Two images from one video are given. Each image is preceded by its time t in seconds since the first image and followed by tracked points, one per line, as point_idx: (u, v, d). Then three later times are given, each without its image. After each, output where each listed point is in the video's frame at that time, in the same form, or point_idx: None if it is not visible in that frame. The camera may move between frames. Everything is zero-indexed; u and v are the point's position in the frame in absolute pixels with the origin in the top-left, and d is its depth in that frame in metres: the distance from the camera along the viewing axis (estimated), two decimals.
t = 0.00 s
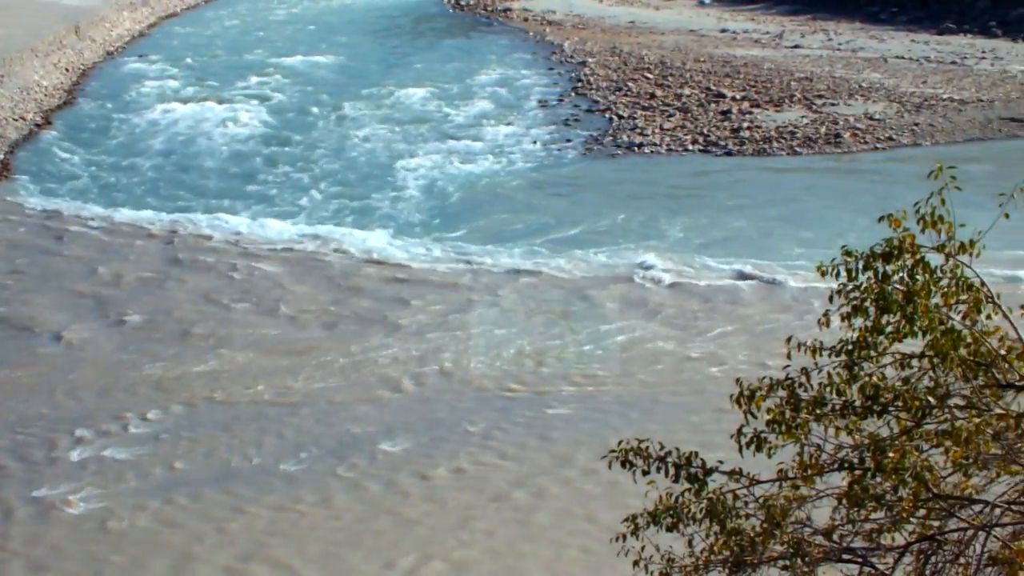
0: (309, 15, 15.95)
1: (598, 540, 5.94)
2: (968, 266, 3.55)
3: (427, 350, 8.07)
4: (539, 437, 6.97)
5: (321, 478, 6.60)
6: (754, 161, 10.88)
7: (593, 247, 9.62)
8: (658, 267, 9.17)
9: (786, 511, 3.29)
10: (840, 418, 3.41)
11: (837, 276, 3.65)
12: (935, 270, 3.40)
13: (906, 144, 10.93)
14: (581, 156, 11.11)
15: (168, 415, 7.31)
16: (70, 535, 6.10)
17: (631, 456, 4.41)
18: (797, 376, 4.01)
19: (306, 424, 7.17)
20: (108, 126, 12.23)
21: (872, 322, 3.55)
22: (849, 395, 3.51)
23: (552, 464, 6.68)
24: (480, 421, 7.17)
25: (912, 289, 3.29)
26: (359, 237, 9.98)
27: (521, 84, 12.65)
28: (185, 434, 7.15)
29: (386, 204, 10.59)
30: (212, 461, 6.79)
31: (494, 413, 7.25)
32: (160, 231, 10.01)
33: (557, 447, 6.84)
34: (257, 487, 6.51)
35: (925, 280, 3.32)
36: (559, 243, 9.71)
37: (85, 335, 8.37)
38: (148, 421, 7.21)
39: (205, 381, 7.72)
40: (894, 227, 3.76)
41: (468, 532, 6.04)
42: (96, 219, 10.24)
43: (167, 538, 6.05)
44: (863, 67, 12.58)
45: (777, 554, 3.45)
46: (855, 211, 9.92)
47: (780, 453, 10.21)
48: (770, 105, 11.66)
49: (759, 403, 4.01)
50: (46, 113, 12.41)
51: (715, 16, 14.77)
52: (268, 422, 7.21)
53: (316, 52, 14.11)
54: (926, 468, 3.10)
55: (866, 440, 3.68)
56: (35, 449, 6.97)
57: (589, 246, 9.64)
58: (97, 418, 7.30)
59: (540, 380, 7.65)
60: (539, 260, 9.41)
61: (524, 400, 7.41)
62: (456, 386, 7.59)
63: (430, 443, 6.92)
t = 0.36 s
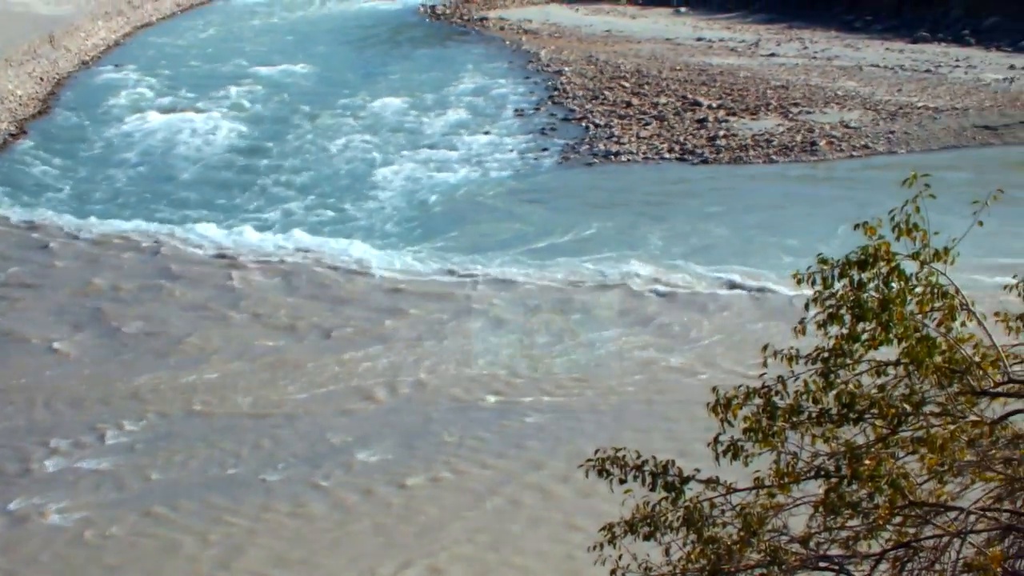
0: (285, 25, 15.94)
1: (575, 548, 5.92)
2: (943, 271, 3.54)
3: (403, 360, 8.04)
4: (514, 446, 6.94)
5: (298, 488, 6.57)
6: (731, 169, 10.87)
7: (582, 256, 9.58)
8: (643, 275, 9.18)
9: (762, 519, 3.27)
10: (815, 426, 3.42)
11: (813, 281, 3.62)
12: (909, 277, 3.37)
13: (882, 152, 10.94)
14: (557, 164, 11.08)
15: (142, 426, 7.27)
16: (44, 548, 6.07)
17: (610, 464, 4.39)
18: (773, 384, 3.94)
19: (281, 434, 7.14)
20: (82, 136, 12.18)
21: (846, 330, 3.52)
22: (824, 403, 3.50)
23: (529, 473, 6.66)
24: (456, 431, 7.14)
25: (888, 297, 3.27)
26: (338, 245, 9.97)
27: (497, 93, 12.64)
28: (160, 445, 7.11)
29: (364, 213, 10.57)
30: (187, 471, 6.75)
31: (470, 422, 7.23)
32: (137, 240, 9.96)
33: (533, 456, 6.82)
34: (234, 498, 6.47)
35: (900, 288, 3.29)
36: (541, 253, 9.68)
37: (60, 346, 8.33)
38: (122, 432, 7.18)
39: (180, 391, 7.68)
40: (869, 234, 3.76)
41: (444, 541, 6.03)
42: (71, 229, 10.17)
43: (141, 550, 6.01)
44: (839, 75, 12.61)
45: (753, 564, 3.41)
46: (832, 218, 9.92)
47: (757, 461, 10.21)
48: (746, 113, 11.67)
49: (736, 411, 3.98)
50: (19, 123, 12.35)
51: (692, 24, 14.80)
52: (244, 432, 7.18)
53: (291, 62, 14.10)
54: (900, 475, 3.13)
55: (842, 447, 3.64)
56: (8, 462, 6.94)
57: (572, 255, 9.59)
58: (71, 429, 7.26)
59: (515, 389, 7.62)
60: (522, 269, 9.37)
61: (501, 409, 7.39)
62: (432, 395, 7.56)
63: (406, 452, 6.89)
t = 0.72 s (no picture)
0: (259, 35, 15.98)
1: (547, 557, 5.93)
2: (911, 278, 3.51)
3: (376, 370, 8.03)
4: (488, 456, 6.94)
5: (271, 499, 6.56)
6: (703, 178, 10.91)
7: (560, 265, 9.56)
8: (620, 284, 9.16)
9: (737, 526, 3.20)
10: (787, 435, 3.40)
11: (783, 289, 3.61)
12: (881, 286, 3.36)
13: (854, 161, 11.00)
14: (531, 174, 11.10)
15: (114, 438, 7.25)
16: (14, 561, 6.04)
17: (584, 473, 4.38)
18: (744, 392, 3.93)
19: (255, 445, 7.12)
20: (54, 145, 12.15)
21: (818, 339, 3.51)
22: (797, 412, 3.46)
23: (502, 482, 6.67)
24: (429, 441, 7.13)
25: (858, 306, 3.23)
26: (312, 255, 9.96)
27: (471, 103, 12.67)
28: (132, 456, 7.09)
29: (338, 223, 10.57)
30: (159, 483, 6.74)
31: (442, 432, 7.23)
32: (109, 250, 9.93)
33: (506, 466, 6.82)
34: (207, 509, 6.46)
35: (870, 295, 3.26)
36: (515, 262, 9.66)
37: (31, 357, 8.30)
38: (94, 444, 7.16)
39: (152, 403, 7.66)
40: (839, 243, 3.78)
41: (417, 551, 6.02)
42: (41, 239, 10.13)
43: (113, 563, 6.00)
44: (811, 85, 12.69)
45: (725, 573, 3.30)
46: (804, 224, 9.95)
47: (730, 469, 10.27)
48: (719, 123, 11.73)
49: (709, 419, 3.92)
50: None
51: (665, 34, 14.89)
52: (217, 442, 7.16)
53: (263, 71, 14.11)
54: (872, 482, 3.02)
55: (815, 456, 3.59)
56: None
57: (549, 265, 9.57)
58: (42, 442, 7.24)
59: (488, 398, 7.62)
60: (497, 279, 9.33)
61: (474, 418, 7.39)
62: (406, 405, 7.56)
63: (379, 463, 6.89)
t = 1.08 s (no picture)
0: (230, 47, 16.01)
1: (517, 568, 5.92)
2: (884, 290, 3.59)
3: (348, 381, 8.01)
4: (458, 467, 6.93)
5: (242, 511, 6.54)
6: (674, 190, 10.92)
7: (534, 277, 9.54)
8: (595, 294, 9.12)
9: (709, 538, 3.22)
10: (759, 446, 3.41)
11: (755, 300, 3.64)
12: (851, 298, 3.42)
13: (826, 173, 11.04)
14: (503, 186, 11.12)
15: (84, 452, 7.22)
16: None
17: (554, 485, 4.35)
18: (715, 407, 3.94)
19: (225, 457, 7.10)
20: (24, 158, 12.13)
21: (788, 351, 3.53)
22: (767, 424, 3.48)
23: (473, 493, 6.66)
24: (400, 452, 7.12)
25: (829, 316, 3.28)
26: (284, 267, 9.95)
27: (443, 115, 12.70)
28: (102, 470, 7.06)
29: (311, 235, 10.56)
30: (129, 496, 6.71)
31: (413, 443, 7.22)
32: (81, 262, 9.90)
33: (477, 477, 6.81)
34: (178, 522, 6.44)
35: (841, 307, 3.33)
36: (489, 274, 9.61)
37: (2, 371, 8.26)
38: (63, 458, 7.13)
39: (122, 416, 7.63)
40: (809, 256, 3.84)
41: (388, 564, 6.01)
42: (12, 251, 10.11)
43: None
44: (782, 97, 12.75)
45: None
46: (775, 235, 9.98)
47: (702, 481, 10.29)
48: (691, 135, 11.77)
49: (679, 431, 3.91)
50: None
51: (637, 46, 14.97)
52: (187, 455, 7.14)
53: (234, 83, 14.13)
54: (844, 493, 3.07)
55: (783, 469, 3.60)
56: None
57: (523, 278, 9.51)
58: (11, 457, 7.20)
59: (459, 409, 7.61)
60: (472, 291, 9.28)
61: (445, 429, 7.38)
62: (376, 416, 7.55)
63: (350, 474, 6.88)
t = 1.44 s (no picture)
0: (200, 55, 16.04)
1: None
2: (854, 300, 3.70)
3: (319, 391, 7.97)
4: (430, 477, 6.91)
5: (211, 523, 6.50)
6: (644, 199, 10.93)
7: (505, 287, 9.51)
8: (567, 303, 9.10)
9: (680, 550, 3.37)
10: (731, 453, 3.51)
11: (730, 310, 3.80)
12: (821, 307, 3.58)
13: (796, 181, 11.08)
14: (474, 195, 11.12)
15: (51, 464, 7.17)
16: None
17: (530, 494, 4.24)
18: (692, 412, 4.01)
19: (194, 467, 7.05)
20: None
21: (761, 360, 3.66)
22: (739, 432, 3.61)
23: (443, 503, 6.63)
24: (372, 462, 7.09)
25: (800, 324, 3.47)
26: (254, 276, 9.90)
27: (414, 123, 12.72)
28: (70, 481, 7.01)
29: (281, 244, 10.54)
30: (97, 508, 6.67)
31: (383, 451, 7.20)
32: (50, 273, 9.86)
33: (448, 486, 6.79)
34: (146, 534, 6.40)
35: (811, 315, 3.51)
36: (462, 284, 9.59)
37: None
38: (31, 471, 7.08)
39: (91, 427, 7.58)
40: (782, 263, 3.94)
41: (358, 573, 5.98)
42: None
43: None
44: (753, 105, 12.81)
45: None
46: (745, 242, 10.01)
47: (673, 488, 10.32)
48: (661, 144, 11.81)
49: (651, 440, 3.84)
50: None
51: (608, 54, 15.05)
52: (156, 466, 7.09)
53: (204, 92, 14.13)
54: (814, 501, 3.19)
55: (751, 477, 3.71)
56: None
57: (493, 287, 9.51)
58: None
59: (430, 418, 7.59)
60: (445, 300, 9.26)
61: (417, 438, 7.35)
62: (346, 423, 7.52)
63: (321, 485, 6.84)
